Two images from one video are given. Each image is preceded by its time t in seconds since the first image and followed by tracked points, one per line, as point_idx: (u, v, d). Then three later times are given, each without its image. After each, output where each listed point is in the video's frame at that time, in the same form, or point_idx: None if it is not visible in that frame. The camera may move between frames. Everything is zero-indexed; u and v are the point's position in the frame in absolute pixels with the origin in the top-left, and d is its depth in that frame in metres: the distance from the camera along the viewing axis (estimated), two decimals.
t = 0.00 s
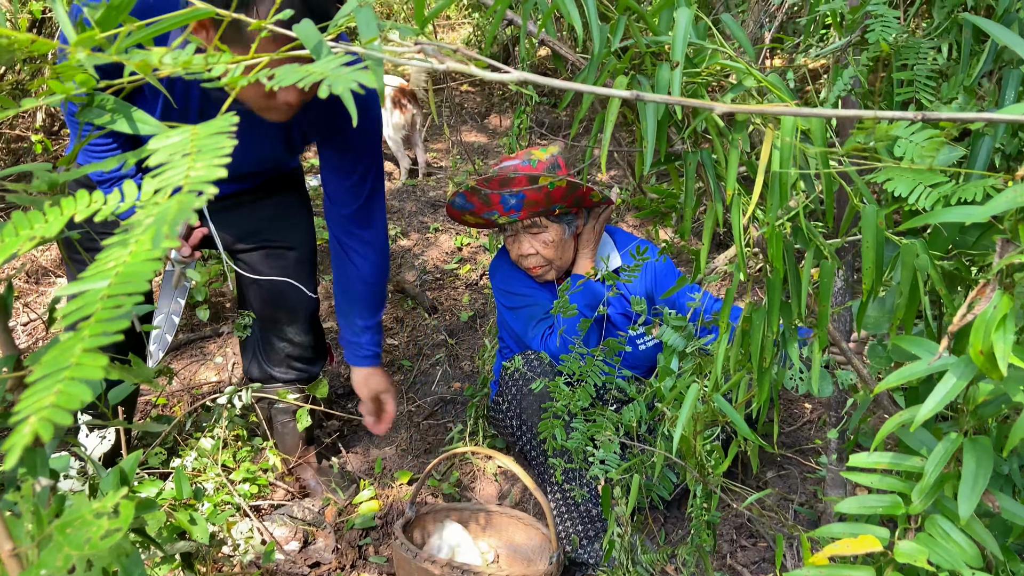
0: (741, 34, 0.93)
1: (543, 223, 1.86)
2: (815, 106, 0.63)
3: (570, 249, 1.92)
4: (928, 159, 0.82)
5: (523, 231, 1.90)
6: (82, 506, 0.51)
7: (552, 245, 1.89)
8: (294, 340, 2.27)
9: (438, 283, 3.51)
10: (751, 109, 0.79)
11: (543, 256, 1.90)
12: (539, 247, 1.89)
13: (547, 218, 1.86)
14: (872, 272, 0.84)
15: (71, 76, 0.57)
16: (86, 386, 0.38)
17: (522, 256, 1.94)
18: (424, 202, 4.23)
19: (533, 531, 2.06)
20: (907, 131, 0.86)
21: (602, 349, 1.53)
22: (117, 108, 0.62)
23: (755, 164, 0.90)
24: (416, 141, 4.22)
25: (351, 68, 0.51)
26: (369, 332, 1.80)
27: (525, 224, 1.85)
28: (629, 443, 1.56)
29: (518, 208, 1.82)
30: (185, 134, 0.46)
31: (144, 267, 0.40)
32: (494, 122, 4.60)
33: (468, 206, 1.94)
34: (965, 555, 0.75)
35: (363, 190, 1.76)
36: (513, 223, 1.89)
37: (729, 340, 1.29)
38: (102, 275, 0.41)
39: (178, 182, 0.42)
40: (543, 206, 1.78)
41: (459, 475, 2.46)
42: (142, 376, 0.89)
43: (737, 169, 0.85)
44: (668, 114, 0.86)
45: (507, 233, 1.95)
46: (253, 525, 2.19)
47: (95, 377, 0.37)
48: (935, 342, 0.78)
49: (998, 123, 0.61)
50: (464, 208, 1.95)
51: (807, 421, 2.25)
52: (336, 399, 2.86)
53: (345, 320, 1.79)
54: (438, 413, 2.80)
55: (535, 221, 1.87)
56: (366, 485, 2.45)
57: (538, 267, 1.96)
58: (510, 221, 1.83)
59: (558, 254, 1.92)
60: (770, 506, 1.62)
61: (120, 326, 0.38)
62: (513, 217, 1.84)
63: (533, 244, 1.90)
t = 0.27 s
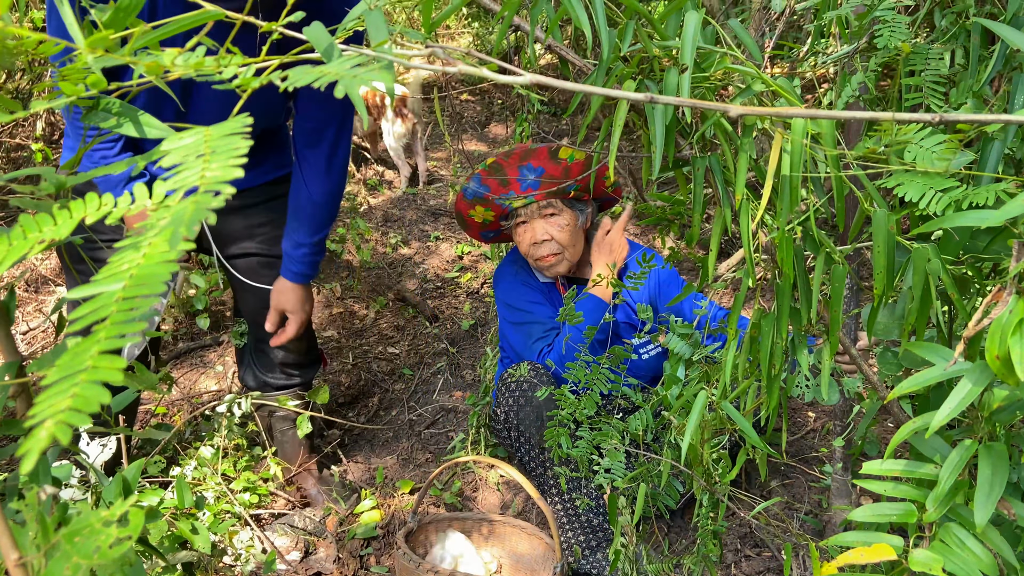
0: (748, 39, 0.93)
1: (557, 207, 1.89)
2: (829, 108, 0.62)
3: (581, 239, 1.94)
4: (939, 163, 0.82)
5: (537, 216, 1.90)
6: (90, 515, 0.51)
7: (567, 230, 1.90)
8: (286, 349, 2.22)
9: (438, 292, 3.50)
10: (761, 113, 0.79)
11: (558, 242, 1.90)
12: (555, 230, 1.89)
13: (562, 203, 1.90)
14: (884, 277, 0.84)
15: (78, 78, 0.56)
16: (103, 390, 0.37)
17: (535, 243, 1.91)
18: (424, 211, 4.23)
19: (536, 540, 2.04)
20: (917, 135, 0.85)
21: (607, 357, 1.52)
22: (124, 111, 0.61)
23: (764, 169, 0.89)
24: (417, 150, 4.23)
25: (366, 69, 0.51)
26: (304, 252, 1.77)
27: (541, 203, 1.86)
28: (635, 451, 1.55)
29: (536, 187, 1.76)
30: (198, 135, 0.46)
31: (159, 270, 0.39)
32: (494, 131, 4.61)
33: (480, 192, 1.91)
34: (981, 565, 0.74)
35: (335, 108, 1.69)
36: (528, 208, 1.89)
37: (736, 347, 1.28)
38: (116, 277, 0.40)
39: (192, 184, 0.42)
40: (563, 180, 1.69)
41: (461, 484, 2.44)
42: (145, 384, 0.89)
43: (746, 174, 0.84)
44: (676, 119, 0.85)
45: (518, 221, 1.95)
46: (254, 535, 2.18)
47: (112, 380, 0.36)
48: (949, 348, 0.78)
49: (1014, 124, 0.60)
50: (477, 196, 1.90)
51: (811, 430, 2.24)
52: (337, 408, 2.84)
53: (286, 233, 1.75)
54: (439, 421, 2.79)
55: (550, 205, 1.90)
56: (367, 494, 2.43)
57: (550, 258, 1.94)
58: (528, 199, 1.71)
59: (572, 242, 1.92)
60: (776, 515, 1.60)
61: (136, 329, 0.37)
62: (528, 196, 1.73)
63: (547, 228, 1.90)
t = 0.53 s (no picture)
0: (743, 47, 0.94)
1: (571, 202, 1.88)
2: (821, 112, 0.63)
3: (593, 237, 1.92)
4: (933, 168, 0.83)
5: (551, 210, 1.89)
6: (86, 517, 0.51)
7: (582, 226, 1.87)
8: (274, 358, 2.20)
9: (438, 299, 3.50)
10: (756, 118, 0.79)
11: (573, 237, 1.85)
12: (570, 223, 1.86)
13: (576, 200, 1.89)
14: (880, 282, 0.84)
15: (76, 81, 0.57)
16: (104, 392, 0.37)
17: (547, 237, 1.89)
18: (424, 219, 4.24)
19: (535, 547, 2.03)
20: (911, 141, 0.85)
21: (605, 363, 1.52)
22: (121, 116, 0.61)
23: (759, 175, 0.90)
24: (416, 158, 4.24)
25: (363, 74, 0.51)
26: (291, 194, 1.81)
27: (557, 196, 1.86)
28: (633, 458, 1.55)
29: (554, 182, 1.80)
30: (196, 139, 0.46)
31: (158, 272, 0.40)
32: (493, 139, 4.63)
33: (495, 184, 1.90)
34: (977, 568, 0.73)
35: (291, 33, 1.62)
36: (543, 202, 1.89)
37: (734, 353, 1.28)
38: (115, 280, 0.40)
39: (191, 187, 0.42)
40: (576, 177, 1.70)
41: (460, 492, 2.44)
42: (143, 388, 0.89)
43: (742, 180, 0.85)
44: (672, 125, 0.86)
45: (531, 217, 1.94)
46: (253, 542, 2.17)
47: (112, 382, 0.36)
48: (945, 352, 0.78)
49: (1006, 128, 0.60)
50: (492, 190, 1.92)
51: (810, 436, 2.24)
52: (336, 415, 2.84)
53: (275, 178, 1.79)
54: (438, 429, 2.79)
55: (564, 200, 1.89)
56: (366, 501, 2.43)
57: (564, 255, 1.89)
58: (545, 191, 1.74)
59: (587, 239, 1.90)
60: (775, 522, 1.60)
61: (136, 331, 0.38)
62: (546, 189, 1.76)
63: (560, 222, 1.87)
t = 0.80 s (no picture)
0: (741, 57, 0.95)
1: (575, 208, 1.90)
2: (818, 122, 0.64)
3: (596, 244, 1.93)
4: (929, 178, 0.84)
5: (555, 215, 1.90)
6: (98, 520, 0.52)
7: (585, 230, 1.88)
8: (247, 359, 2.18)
9: (438, 306, 3.51)
10: (755, 128, 0.80)
11: (576, 241, 1.87)
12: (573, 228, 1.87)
13: (579, 205, 1.91)
14: (877, 290, 0.85)
15: (88, 91, 0.58)
16: (123, 401, 0.38)
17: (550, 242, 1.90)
18: (424, 227, 4.25)
19: (535, 554, 2.04)
20: (907, 150, 0.87)
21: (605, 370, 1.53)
22: (132, 126, 0.63)
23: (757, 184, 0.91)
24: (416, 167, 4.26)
25: (370, 87, 0.52)
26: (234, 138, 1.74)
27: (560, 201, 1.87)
28: (633, 465, 1.55)
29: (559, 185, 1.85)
30: (207, 151, 0.47)
31: (174, 284, 0.41)
32: (493, 147, 4.65)
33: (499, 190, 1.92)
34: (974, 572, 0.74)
35: None
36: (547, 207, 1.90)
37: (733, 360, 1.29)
38: (131, 290, 0.41)
39: (204, 199, 0.43)
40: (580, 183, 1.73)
41: (460, 499, 2.45)
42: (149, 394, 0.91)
43: (740, 189, 0.86)
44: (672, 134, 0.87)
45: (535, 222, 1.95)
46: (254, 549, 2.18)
47: (130, 391, 0.38)
48: (942, 358, 0.79)
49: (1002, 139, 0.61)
50: (497, 194, 1.94)
51: (809, 444, 2.24)
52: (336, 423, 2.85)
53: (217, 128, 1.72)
54: (438, 436, 2.79)
55: (568, 205, 1.91)
56: (366, 509, 2.43)
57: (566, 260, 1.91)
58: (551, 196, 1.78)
59: (589, 243, 1.91)
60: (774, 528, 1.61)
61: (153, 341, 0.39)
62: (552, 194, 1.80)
63: (564, 227, 1.88)
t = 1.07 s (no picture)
0: (737, 60, 0.96)
1: (573, 212, 1.91)
2: (809, 124, 0.65)
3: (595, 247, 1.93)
4: (920, 179, 0.85)
5: (553, 220, 1.91)
6: (100, 512, 0.53)
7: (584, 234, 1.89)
8: (209, 346, 2.22)
9: (437, 309, 3.52)
10: (749, 131, 0.81)
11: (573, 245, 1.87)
12: (571, 233, 1.88)
13: (577, 209, 1.92)
14: (870, 290, 0.86)
15: (93, 95, 0.59)
16: (121, 390, 0.39)
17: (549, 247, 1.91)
18: (423, 230, 4.27)
19: (533, 556, 2.04)
20: (900, 152, 0.88)
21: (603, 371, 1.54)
22: (135, 128, 0.64)
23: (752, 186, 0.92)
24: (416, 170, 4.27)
25: (368, 89, 0.53)
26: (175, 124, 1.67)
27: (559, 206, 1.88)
28: (631, 465, 1.56)
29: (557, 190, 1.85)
30: (208, 151, 0.48)
31: (173, 278, 0.42)
32: (493, 151, 4.66)
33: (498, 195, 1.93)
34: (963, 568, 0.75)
35: None
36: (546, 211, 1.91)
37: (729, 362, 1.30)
38: (131, 285, 0.42)
39: (204, 197, 0.44)
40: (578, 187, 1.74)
41: (459, 501, 2.46)
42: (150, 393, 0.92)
43: (734, 190, 0.87)
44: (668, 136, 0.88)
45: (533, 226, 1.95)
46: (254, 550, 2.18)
47: (128, 381, 0.39)
48: (933, 357, 0.80)
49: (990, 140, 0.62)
50: (496, 199, 1.95)
51: (807, 446, 2.25)
52: (336, 425, 2.85)
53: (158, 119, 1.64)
54: (437, 439, 2.80)
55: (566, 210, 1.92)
56: (366, 511, 2.44)
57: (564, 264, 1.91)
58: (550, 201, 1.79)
59: (588, 247, 1.92)
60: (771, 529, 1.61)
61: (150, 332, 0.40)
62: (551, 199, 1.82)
63: (562, 232, 1.89)
